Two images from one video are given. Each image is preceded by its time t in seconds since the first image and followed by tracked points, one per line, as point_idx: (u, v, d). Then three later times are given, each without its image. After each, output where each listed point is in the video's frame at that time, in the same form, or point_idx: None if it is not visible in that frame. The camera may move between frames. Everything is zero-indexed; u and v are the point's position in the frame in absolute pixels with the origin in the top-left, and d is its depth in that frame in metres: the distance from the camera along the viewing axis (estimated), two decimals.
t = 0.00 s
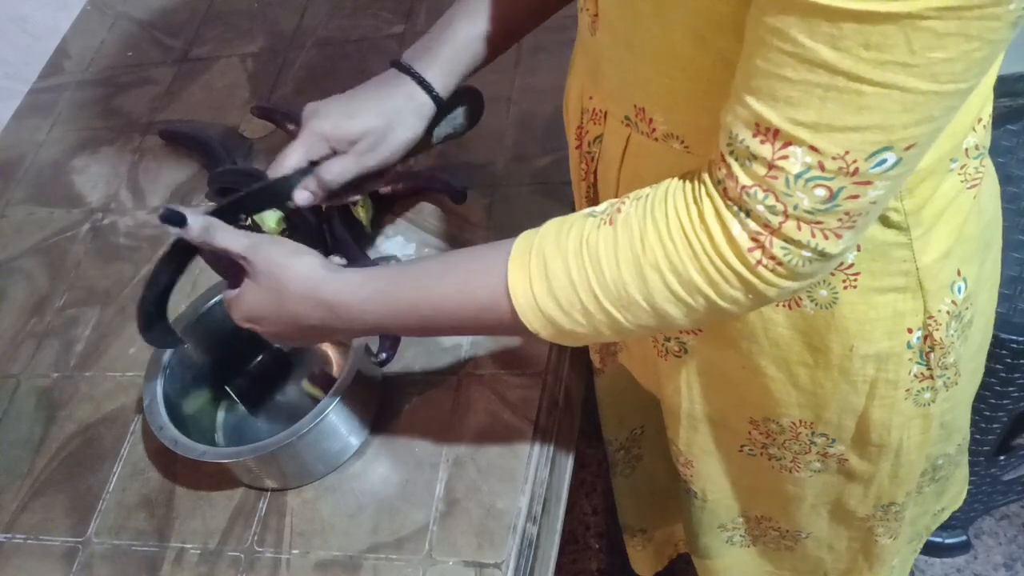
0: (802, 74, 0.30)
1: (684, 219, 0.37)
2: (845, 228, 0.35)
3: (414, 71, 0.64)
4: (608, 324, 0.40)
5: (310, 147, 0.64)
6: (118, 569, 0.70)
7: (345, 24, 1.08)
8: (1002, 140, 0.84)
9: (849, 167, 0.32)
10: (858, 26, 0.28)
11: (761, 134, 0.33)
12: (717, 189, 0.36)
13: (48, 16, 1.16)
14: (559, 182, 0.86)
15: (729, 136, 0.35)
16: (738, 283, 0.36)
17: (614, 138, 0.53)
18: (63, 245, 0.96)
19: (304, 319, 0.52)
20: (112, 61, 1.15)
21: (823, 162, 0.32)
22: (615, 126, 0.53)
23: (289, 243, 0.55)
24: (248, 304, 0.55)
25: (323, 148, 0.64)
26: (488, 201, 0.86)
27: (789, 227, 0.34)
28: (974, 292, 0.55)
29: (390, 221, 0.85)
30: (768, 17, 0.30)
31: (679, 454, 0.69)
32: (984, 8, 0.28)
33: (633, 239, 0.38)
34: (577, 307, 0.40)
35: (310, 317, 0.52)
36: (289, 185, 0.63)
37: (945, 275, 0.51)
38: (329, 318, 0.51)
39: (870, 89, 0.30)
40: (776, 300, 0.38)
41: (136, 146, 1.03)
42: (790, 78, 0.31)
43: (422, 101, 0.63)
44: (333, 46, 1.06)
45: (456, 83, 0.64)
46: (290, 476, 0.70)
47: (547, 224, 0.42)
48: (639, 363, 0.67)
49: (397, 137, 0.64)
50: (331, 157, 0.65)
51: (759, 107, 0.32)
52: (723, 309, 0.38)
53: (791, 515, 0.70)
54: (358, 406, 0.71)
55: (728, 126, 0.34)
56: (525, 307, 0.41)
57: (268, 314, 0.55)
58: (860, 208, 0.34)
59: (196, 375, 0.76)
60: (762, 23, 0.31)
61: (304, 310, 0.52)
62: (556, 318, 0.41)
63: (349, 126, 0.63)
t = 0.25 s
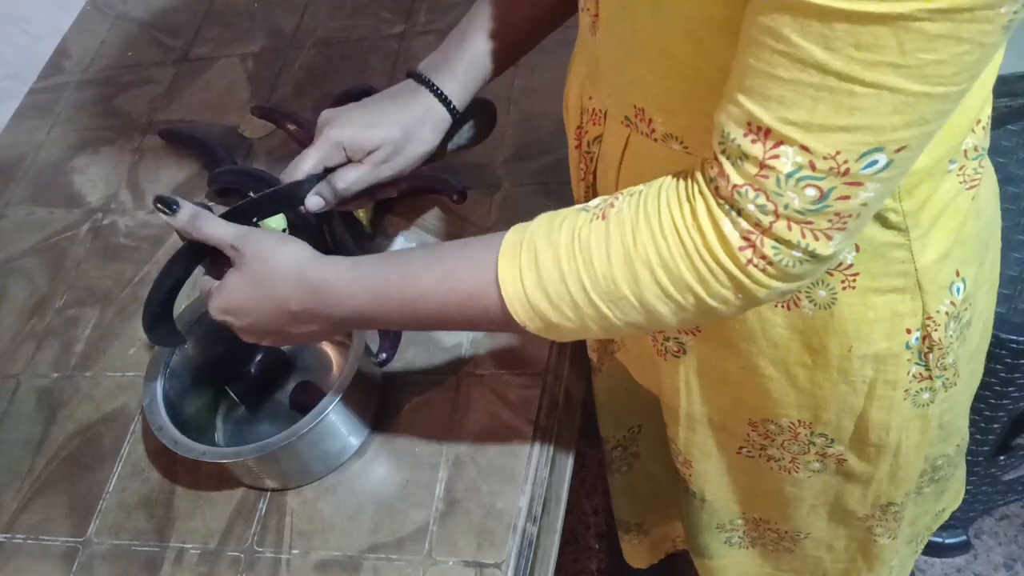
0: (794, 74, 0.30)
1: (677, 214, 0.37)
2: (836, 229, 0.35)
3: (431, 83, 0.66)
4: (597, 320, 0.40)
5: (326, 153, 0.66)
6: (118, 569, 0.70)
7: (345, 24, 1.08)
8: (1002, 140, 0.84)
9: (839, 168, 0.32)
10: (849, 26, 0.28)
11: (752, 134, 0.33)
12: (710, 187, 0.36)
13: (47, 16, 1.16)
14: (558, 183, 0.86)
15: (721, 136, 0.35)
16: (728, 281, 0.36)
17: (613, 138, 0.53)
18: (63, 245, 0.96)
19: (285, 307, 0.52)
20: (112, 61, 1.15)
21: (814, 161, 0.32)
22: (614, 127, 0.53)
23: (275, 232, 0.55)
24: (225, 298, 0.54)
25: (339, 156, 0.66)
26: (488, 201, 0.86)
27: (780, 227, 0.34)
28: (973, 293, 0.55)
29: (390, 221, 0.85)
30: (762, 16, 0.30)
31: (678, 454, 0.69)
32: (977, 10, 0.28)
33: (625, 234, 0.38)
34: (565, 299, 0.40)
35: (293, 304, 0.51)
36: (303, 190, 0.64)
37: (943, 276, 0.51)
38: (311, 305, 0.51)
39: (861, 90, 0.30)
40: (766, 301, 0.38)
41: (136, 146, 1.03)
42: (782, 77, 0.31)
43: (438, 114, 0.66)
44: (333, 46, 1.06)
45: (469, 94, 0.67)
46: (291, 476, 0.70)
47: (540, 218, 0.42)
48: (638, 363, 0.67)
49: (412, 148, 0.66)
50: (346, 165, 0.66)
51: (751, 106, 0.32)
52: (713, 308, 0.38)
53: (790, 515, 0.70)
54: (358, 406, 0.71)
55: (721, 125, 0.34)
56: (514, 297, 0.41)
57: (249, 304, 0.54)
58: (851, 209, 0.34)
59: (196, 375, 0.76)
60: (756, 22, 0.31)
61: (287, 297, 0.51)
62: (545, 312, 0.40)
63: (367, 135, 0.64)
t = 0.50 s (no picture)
0: (789, 70, 0.30)
1: (674, 205, 0.37)
2: (830, 226, 0.35)
3: (427, 98, 0.66)
4: (592, 311, 0.40)
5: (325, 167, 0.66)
6: (118, 569, 0.70)
7: (345, 24, 1.08)
8: (1002, 140, 0.84)
9: (833, 164, 0.32)
10: (845, 23, 0.28)
11: (748, 128, 0.33)
12: (706, 182, 0.36)
13: (47, 16, 1.16)
14: (558, 183, 0.86)
15: (718, 131, 0.35)
16: (722, 275, 0.36)
17: (614, 138, 0.53)
18: (63, 245, 0.96)
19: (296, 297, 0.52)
20: (112, 61, 1.15)
21: (809, 157, 0.32)
22: (615, 126, 0.53)
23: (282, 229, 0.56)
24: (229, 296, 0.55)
25: (339, 170, 0.66)
26: (489, 201, 0.86)
27: (774, 222, 0.34)
28: (974, 293, 0.55)
29: (390, 221, 0.85)
30: (760, 13, 0.31)
31: (679, 454, 0.69)
32: (973, 9, 0.28)
33: (621, 225, 0.38)
34: (561, 288, 0.40)
35: (299, 293, 0.51)
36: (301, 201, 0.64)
37: (944, 275, 0.51)
38: (322, 294, 0.51)
39: (856, 87, 0.30)
40: (760, 297, 0.38)
41: (136, 146, 1.03)
42: (778, 73, 0.31)
43: (436, 131, 0.67)
44: (333, 46, 1.06)
45: (466, 109, 0.67)
46: (291, 476, 0.70)
47: (541, 210, 0.42)
48: (639, 363, 0.67)
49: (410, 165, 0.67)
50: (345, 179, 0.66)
51: (747, 102, 0.32)
52: (706, 302, 0.38)
53: (790, 515, 0.70)
54: (358, 405, 0.71)
55: (718, 120, 0.34)
56: (511, 285, 0.41)
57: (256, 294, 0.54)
58: (845, 206, 0.34)
59: (195, 374, 0.76)
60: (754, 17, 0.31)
61: (296, 288, 0.51)
62: (541, 301, 0.40)
63: (367, 152, 0.65)
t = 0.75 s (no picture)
0: (782, 70, 0.30)
1: (668, 217, 0.37)
2: (827, 227, 0.34)
3: (423, 102, 0.66)
4: (594, 327, 0.40)
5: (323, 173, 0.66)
6: (118, 569, 0.70)
7: (345, 24, 1.08)
8: (1002, 140, 0.84)
9: (828, 164, 0.32)
10: (837, 23, 0.29)
11: (742, 130, 0.33)
12: (700, 187, 0.36)
13: (47, 16, 1.16)
14: (558, 182, 0.86)
15: (712, 133, 0.35)
16: (721, 282, 0.36)
17: (614, 137, 0.53)
18: (63, 245, 0.96)
19: (296, 324, 0.53)
20: (112, 61, 1.15)
21: (803, 159, 0.32)
22: (615, 126, 0.53)
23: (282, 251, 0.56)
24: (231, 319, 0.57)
25: (337, 175, 0.66)
26: (488, 201, 0.86)
27: (770, 225, 0.34)
28: (973, 292, 0.55)
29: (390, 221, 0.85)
30: (754, 12, 0.31)
31: (679, 453, 0.69)
32: (965, 8, 0.28)
33: (615, 240, 0.38)
34: (561, 307, 0.39)
35: (303, 320, 0.52)
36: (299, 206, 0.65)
37: (943, 275, 0.51)
38: (319, 324, 0.51)
39: (850, 87, 0.30)
40: (761, 300, 0.38)
41: (136, 146, 1.03)
42: (770, 72, 0.31)
43: (432, 135, 0.67)
44: (333, 46, 1.06)
45: (462, 112, 0.67)
46: (291, 476, 0.70)
47: (534, 225, 0.42)
48: (639, 362, 0.67)
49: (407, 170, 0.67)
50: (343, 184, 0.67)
51: (740, 102, 0.32)
52: (707, 309, 0.37)
53: (790, 514, 0.70)
54: (359, 406, 0.71)
55: (713, 122, 0.34)
56: (510, 305, 0.41)
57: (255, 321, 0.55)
58: (841, 206, 0.33)
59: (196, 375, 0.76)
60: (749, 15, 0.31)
61: (298, 316, 0.52)
62: (541, 321, 0.40)
63: (366, 158, 0.65)
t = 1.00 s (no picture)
0: (762, 70, 0.30)
1: (638, 234, 0.37)
2: (803, 230, 0.34)
3: (417, 102, 0.66)
4: (576, 348, 0.40)
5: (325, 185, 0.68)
6: (118, 569, 0.70)
7: (345, 24, 1.08)
8: (1003, 140, 0.84)
9: (805, 167, 0.32)
10: (817, 23, 0.28)
11: (719, 132, 0.33)
12: (675, 191, 0.36)
13: (47, 16, 1.16)
14: (557, 182, 0.86)
15: (689, 134, 0.35)
16: (697, 290, 0.36)
17: (613, 136, 0.53)
18: (63, 245, 0.96)
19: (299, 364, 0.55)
20: (112, 61, 1.15)
21: (780, 161, 0.32)
22: (613, 124, 0.53)
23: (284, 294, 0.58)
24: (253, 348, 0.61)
25: (338, 185, 0.68)
26: (488, 201, 0.86)
27: (747, 228, 0.34)
28: (971, 291, 0.55)
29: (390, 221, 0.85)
30: (734, 10, 0.30)
31: (678, 452, 0.69)
32: (943, 11, 0.28)
33: (587, 262, 0.38)
34: (540, 333, 0.40)
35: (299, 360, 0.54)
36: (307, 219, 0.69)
37: (941, 274, 0.51)
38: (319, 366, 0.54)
39: (829, 89, 0.29)
40: (741, 305, 0.38)
41: (136, 146, 1.03)
42: (751, 73, 0.31)
43: (427, 136, 0.67)
44: (333, 46, 1.06)
45: (456, 111, 0.67)
46: (290, 476, 0.70)
47: (506, 247, 0.42)
48: (638, 362, 0.67)
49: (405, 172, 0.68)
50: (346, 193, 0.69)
51: (720, 102, 0.32)
52: (686, 317, 0.37)
53: (788, 514, 0.70)
54: (359, 406, 0.71)
55: (690, 123, 0.34)
56: (490, 334, 0.41)
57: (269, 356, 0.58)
58: (818, 209, 0.33)
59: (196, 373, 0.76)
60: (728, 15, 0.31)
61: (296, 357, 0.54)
62: (523, 347, 0.40)
63: (362, 167, 0.66)
